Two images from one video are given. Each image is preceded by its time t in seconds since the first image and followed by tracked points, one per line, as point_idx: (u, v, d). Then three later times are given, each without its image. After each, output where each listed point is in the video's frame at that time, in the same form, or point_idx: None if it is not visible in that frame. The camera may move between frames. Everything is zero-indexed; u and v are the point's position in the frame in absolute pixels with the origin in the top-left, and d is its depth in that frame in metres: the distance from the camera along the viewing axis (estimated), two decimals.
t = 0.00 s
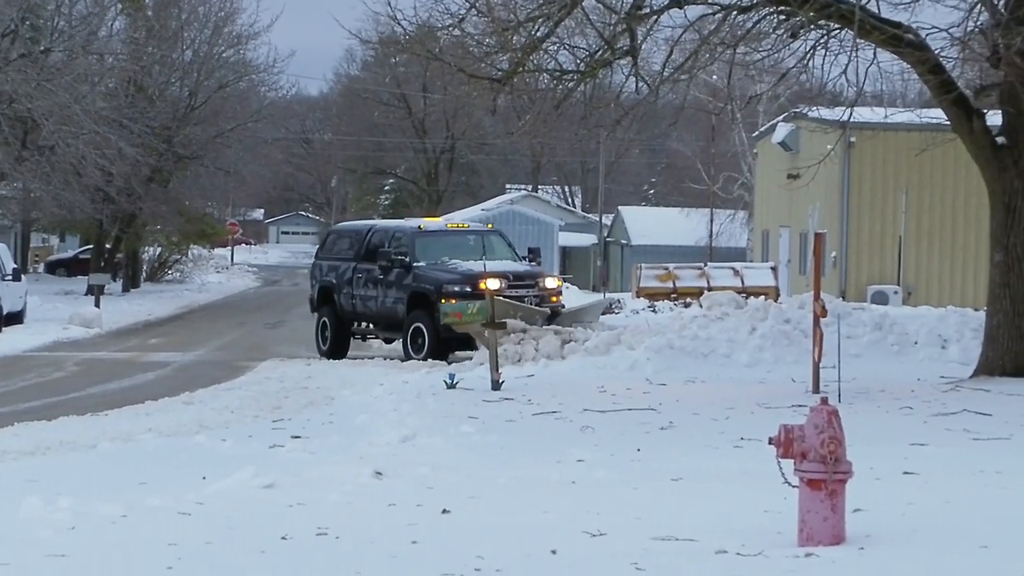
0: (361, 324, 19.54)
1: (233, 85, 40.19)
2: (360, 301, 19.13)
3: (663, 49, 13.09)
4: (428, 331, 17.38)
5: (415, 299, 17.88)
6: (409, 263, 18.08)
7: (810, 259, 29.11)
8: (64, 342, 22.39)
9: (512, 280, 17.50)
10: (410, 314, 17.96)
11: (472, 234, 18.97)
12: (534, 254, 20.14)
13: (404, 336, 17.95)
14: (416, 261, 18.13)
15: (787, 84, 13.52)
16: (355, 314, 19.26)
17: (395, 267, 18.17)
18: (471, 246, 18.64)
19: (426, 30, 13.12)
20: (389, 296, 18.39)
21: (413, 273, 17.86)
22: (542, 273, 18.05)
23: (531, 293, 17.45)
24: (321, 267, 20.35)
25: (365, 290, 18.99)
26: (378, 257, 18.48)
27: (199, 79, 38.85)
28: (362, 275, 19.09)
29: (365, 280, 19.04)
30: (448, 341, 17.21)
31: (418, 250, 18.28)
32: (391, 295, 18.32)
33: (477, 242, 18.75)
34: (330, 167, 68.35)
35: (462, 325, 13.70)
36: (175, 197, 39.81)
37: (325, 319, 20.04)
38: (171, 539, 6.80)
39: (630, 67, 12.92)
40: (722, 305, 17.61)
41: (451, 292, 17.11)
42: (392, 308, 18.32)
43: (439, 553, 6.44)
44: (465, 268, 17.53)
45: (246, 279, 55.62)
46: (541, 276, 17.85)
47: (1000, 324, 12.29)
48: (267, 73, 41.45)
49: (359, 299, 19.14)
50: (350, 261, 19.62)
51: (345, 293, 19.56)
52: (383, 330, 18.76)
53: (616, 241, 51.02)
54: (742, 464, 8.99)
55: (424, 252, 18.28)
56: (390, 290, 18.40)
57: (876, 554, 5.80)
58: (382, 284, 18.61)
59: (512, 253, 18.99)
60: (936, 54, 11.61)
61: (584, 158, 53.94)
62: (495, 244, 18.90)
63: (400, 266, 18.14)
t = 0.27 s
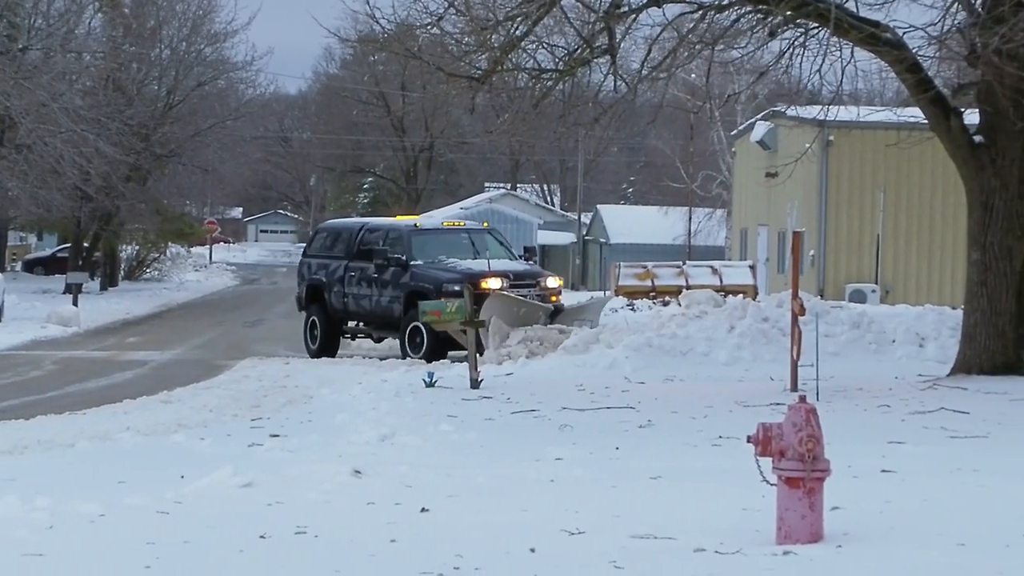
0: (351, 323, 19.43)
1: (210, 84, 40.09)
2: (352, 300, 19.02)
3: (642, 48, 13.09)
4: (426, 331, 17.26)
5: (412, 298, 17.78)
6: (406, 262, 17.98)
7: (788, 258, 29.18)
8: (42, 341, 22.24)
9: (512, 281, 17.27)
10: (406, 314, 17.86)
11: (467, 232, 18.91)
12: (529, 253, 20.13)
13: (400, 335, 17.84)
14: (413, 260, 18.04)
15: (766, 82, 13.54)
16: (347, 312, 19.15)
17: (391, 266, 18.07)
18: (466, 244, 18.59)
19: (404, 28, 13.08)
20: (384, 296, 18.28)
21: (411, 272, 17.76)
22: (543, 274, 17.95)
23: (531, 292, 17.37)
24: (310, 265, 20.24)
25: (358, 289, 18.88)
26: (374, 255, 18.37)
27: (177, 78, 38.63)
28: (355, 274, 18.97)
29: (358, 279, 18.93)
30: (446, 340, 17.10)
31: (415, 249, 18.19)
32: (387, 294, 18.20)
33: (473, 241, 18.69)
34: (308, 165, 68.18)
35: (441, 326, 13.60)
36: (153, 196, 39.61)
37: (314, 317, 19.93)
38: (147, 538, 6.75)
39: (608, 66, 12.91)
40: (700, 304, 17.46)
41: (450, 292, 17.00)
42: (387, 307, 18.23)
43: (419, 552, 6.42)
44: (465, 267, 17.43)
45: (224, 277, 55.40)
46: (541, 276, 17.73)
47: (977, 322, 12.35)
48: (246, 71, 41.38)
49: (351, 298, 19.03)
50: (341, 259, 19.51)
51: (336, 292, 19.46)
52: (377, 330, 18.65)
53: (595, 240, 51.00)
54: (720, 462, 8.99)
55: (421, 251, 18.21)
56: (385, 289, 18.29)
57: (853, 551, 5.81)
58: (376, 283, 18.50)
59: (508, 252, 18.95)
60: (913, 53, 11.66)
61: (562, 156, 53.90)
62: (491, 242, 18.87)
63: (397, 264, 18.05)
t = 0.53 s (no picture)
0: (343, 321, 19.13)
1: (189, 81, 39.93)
2: (346, 298, 18.72)
3: (621, 46, 13.08)
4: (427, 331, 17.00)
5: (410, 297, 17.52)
6: (403, 260, 17.72)
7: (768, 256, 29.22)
8: (20, 340, 22.10)
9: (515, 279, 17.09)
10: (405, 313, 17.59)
11: (464, 229, 18.70)
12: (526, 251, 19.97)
13: (398, 334, 17.55)
14: (411, 258, 17.79)
15: (745, 81, 13.55)
16: (340, 311, 18.87)
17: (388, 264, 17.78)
18: (464, 242, 18.37)
19: (383, 27, 13.04)
20: (380, 295, 18.00)
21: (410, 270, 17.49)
22: (545, 273, 17.71)
23: (532, 290, 17.13)
24: (300, 263, 19.93)
25: (352, 288, 18.59)
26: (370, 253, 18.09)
27: (155, 76, 38.76)
28: (349, 272, 18.68)
29: (352, 277, 18.64)
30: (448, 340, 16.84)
31: (412, 247, 17.94)
32: (383, 293, 17.93)
33: (470, 238, 18.48)
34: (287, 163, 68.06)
35: (421, 324, 13.57)
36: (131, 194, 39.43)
37: (304, 316, 19.68)
38: (125, 537, 6.70)
39: (587, 64, 12.89)
40: (680, 302, 17.41)
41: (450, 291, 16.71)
42: (383, 306, 17.95)
43: (398, 551, 6.39)
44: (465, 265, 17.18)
45: (203, 276, 55.18)
46: (543, 276, 17.49)
47: (955, 320, 12.40)
48: (224, 68, 41.59)
49: (344, 296, 18.73)
50: (332, 257, 19.24)
51: (328, 290, 19.16)
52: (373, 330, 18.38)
53: (574, 239, 51.02)
54: (699, 460, 8.99)
55: (419, 249, 17.96)
56: (380, 288, 18.02)
57: (832, 549, 5.81)
58: (371, 281, 18.22)
59: (505, 249, 18.76)
60: (891, 52, 11.75)
61: (541, 155, 53.90)
62: (487, 239, 18.69)
63: (394, 263, 17.78)
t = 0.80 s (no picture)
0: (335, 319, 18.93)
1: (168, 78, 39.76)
2: (338, 296, 18.52)
3: (601, 44, 13.07)
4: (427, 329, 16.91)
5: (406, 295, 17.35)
6: (399, 257, 17.55)
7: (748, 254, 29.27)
8: None
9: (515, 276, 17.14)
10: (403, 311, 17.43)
11: (458, 227, 18.62)
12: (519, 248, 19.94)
13: (396, 332, 17.48)
14: (406, 256, 17.66)
15: (726, 78, 13.55)
16: (333, 309, 18.63)
17: (384, 262, 17.60)
18: (459, 239, 18.30)
19: (364, 24, 13.00)
20: (375, 293, 17.82)
21: (407, 267, 17.38)
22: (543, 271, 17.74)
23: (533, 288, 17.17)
24: (290, 260, 19.70)
25: (345, 285, 18.38)
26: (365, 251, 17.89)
27: (136, 74, 38.50)
28: (342, 270, 18.48)
29: (345, 275, 18.45)
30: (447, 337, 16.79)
31: (408, 244, 17.85)
32: (377, 290, 17.74)
33: (465, 236, 18.41)
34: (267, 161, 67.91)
35: (401, 321, 13.51)
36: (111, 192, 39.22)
37: (294, 314, 19.50)
38: (104, 536, 6.65)
39: (568, 62, 12.86)
40: (660, 300, 17.23)
41: (450, 288, 16.67)
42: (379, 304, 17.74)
43: (378, 548, 6.37)
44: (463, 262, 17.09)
45: (183, 274, 54.94)
46: (542, 274, 17.56)
47: (934, 318, 12.44)
48: (205, 66, 41.54)
49: (337, 294, 18.48)
50: (324, 255, 19.04)
51: (319, 288, 18.96)
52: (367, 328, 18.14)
53: (555, 236, 51.06)
54: (680, 458, 8.99)
55: (415, 247, 17.90)
56: (375, 286, 17.83)
57: (812, 546, 5.81)
58: (365, 279, 18.03)
59: (500, 247, 18.72)
60: (871, 50, 11.78)
61: (522, 152, 53.90)
62: (481, 236, 18.65)
63: (390, 260, 17.58)
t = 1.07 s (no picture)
0: (327, 317, 18.78)
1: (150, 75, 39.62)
2: (330, 294, 18.38)
3: (584, 42, 13.07)
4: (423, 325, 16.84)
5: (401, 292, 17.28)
6: (394, 255, 17.52)
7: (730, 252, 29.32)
8: None
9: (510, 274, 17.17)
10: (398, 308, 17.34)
11: (452, 224, 18.62)
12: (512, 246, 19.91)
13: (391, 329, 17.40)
14: (402, 253, 17.60)
15: (709, 76, 13.56)
16: (325, 307, 18.51)
17: (379, 259, 17.57)
18: (454, 237, 18.28)
19: (346, 21, 12.95)
20: (369, 290, 17.70)
21: (403, 264, 17.32)
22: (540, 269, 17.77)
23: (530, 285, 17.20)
24: (279, 257, 19.52)
25: (338, 283, 18.26)
26: (360, 248, 17.85)
27: (117, 71, 38.16)
28: (335, 267, 18.35)
29: (337, 272, 18.32)
30: (443, 334, 16.73)
31: (403, 241, 17.80)
32: (371, 288, 17.63)
33: (459, 233, 18.39)
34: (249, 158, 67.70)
35: (383, 319, 13.49)
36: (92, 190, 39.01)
37: (284, 313, 19.32)
38: (86, 534, 6.60)
39: (550, 60, 12.85)
40: (643, 297, 17.11)
41: (447, 286, 16.59)
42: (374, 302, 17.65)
43: (359, 546, 6.35)
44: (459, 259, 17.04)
45: (164, 271, 54.70)
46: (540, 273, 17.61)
47: (916, 316, 12.48)
48: (187, 64, 41.31)
49: (329, 292, 18.36)
50: (316, 253, 18.91)
51: (311, 285, 18.80)
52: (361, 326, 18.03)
53: (537, 234, 51.06)
54: (662, 455, 8.99)
55: (409, 243, 17.85)
56: (369, 283, 17.73)
57: (793, 543, 5.82)
58: (359, 276, 17.93)
59: (494, 244, 18.69)
60: (853, 48, 11.81)
61: (504, 150, 53.87)
62: (475, 233, 18.65)
63: (384, 257, 17.56)
